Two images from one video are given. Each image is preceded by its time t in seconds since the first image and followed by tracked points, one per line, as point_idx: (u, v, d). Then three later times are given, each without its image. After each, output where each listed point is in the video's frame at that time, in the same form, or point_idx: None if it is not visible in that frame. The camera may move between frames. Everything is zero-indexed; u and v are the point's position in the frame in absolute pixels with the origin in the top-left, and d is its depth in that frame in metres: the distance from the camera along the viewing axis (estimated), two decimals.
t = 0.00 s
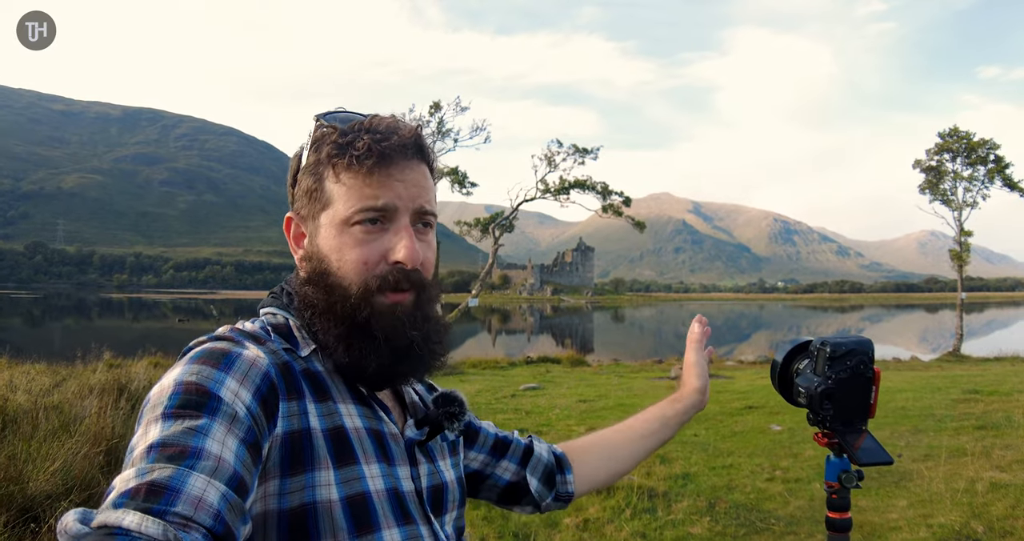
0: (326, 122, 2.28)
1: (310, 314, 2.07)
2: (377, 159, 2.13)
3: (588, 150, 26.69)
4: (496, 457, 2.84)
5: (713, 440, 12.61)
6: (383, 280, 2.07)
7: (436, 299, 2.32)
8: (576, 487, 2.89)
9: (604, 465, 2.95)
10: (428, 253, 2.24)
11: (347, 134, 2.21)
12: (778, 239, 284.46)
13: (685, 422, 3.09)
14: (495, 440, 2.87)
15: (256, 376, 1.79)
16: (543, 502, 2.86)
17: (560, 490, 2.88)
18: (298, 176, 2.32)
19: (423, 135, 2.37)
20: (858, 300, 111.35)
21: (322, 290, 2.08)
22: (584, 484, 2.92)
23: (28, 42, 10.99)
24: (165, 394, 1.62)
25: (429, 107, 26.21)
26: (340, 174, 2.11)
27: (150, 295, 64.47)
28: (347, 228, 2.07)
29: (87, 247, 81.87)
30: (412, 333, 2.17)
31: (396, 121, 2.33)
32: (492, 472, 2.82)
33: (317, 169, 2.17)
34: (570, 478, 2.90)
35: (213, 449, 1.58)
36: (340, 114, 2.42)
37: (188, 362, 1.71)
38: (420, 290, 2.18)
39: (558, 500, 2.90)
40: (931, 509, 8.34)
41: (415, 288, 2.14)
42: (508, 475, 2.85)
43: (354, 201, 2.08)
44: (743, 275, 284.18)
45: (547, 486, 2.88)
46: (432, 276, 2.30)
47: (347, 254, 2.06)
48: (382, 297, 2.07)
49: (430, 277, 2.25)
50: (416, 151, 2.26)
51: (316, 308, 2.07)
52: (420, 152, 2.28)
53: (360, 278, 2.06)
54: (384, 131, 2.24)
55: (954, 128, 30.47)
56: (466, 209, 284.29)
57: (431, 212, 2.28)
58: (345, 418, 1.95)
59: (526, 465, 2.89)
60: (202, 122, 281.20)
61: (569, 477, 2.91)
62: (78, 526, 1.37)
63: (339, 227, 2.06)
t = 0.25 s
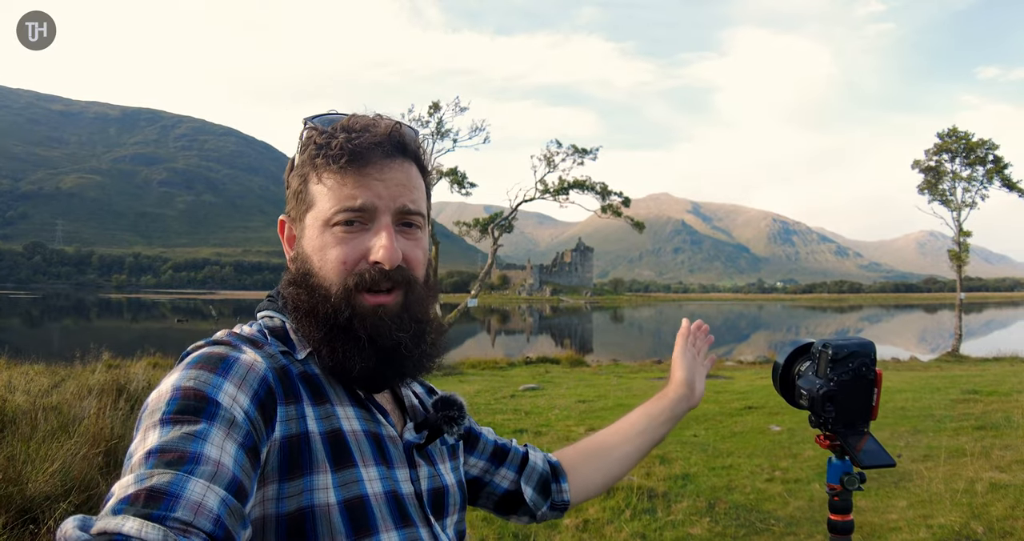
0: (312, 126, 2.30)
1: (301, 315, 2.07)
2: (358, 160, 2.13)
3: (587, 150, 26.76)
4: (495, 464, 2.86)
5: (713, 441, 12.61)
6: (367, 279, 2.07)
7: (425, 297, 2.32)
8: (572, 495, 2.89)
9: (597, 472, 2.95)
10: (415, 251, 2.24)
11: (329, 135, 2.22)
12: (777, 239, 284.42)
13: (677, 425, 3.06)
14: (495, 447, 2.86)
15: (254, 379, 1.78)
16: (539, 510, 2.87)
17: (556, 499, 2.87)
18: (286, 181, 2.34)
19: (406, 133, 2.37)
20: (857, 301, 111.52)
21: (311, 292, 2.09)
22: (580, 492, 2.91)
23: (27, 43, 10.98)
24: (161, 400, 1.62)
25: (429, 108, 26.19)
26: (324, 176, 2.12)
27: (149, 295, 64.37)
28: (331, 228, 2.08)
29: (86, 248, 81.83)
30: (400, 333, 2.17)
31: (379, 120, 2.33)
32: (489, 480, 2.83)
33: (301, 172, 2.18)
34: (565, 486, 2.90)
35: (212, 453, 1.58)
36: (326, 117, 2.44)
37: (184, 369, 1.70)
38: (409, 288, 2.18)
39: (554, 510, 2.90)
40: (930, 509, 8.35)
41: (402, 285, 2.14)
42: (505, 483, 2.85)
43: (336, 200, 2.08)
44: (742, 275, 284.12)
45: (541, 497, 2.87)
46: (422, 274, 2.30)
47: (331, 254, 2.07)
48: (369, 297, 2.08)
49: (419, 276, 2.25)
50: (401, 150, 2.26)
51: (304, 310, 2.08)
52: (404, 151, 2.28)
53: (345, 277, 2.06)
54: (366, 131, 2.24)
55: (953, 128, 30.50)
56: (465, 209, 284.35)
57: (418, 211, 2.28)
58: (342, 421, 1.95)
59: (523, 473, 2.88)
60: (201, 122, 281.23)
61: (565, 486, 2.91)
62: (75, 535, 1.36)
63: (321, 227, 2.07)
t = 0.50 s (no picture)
0: (310, 129, 2.30)
1: (305, 315, 2.09)
2: (356, 158, 2.14)
3: (587, 151, 26.78)
4: (496, 467, 2.85)
5: (713, 441, 12.62)
6: (369, 278, 2.08)
7: (426, 298, 2.34)
8: (571, 498, 2.90)
9: (599, 474, 2.95)
10: (417, 250, 2.25)
11: (327, 137, 2.22)
12: (776, 239, 284.40)
13: (676, 430, 3.07)
14: (496, 449, 2.87)
15: (258, 383, 1.78)
16: (536, 512, 2.87)
17: (553, 502, 2.89)
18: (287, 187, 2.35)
19: (405, 132, 2.37)
20: (856, 301, 111.72)
21: (313, 293, 2.10)
22: (578, 496, 2.92)
23: (26, 43, 10.98)
24: (167, 403, 1.63)
25: (429, 108, 26.19)
26: (324, 177, 2.13)
27: (148, 295, 64.34)
28: (331, 227, 2.08)
29: (85, 248, 81.82)
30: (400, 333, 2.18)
31: (377, 122, 2.33)
32: (491, 481, 2.83)
33: (301, 174, 2.19)
34: (563, 491, 2.91)
35: (217, 455, 1.58)
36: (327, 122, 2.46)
37: (189, 371, 1.71)
38: (411, 286, 2.18)
39: (552, 514, 2.91)
40: (930, 510, 8.36)
41: (404, 284, 2.15)
42: (507, 485, 2.85)
43: (338, 199, 2.09)
44: (741, 276, 284.09)
45: (539, 499, 2.88)
46: (424, 274, 2.30)
47: (334, 253, 2.08)
48: (369, 297, 2.08)
49: (420, 275, 2.25)
50: (399, 150, 2.26)
51: (308, 309, 2.10)
52: (403, 150, 2.27)
53: (346, 277, 2.06)
54: (365, 133, 2.23)
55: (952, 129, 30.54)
56: (464, 209, 284.42)
57: (419, 211, 2.28)
58: (347, 422, 1.95)
59: (522, 476, 2.88)
60: (201, 122, 281.31)
61: (563, 489, 2.92)
62: (81, 535, 1.37)
63: (322, 230, 2.08)
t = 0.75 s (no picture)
0: (311, 131, 2.30)
1: (304, 317, 2.09)
2: (356, 162, 2.14)
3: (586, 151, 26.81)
4: (494, 470, 2.85)
5: (712, 442, 12.62)
6: (366, 279, 2.09)
7: (425, 301, 2.35)
8: (566, 503, 2.91)
9: (597, 477, 2.95)
10: (415, 252, 2.26)
11: (326, 141, 2.22)
12: (775, 240, 284.42)
13: (671, 435, 3.08)
14: (493, 454, 2.87)
15: (258, 386, 1.79)
16: (531, 518, 2.87)
17: (548, 507, 2.89)
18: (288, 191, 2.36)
19: (404, 137, 2.37)
20: (855, 301, 111.76)
21: (312, 295, 2.11)
22: (574, 500, 2.92)
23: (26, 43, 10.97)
24: (168, 405, 1.63)
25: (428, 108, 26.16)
26: (323, 179, 2.14)
27: (147, 295, 64.28)
28: (330, 230, 2.09)
29: (84, 248, 81.75)
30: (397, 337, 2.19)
31: (378, 126, 2.33)
32: (488, 485, 2.83)
33: (301, 176, 2.20)
34: (559, 495, 2.90)
35: (217, 456, 1.59)
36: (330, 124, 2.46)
37: (189, 375, 1.72)
38: (410, 290, 2.19)
39: (548, 517, 2.91)
40: (929, 510, 8.37)
41: (404, 285, 2.16)
42: (504, 489, 2.85)
43: (337, 203, 2.10)
44: (740, 276, 284.11)
45: (535, 504, 2.88)
46: (423, 277, 2.31)
47: (332, 256, 2.09)
48: (367, 296, 2.10)
49: (419, 277, 2.26)
50: (397, 154, 2.26)
51: (306, 313, 2.10)
52: (401, 152, 2.28)
53: (345, 278, 2.07)
54: (365, 137, 2.23)
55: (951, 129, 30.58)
56: (463, 209, 284.43)
57: (417, 214, 2.29)
58: (346, 426, 1.96)
59: (518, 479, 2.89)
60: (199, 122, 281.25)
61: (558, 495, 2.92)
62: (83, 536, 1.38)
63: (320, 231, 2.09)
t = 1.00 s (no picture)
0: (319, 132, 2.21)
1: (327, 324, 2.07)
2: (388, 166, 2.12)
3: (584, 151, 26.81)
4: (492, 474, 2.84)
5: (710, 441, 12.62)
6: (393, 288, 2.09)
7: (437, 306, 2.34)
8: (563, 509, 2.90)
9: (599, 481, 2.94)
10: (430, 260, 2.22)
11: (349, 142, 2.14)
12: (774, 239, 284.39)
13: (674, 439, 3.07)
14: (492, 457, 2.85)
15: (251, 393, 1.77)
16: (530, 522, 2.88)
17: (548, 512, 2.88)
18: (289, 193, 2.21)
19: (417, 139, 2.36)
20: (854, 300, 111.85)
21: (339, 301, 2.06)
22: (573, 506, 2.91)
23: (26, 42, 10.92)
24: (158, 415, 1.63)
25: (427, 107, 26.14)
26: (350, 183, 2.08)
27: (146, 295, 64.22)
28: (361, 236, 2.05)
29: (82, 247, 81.68)
30: (414, 341, 2.20)
31: (394, 129, 2.30)
32: (486, 491, 2.83)
33: (318, 178, 2.08)
34: (558, 501, 2.90)
35: (208, 466, 1.58)
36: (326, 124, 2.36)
37: (181, 384, 1.70)
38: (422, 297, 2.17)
39: (546, 523, 2.90)
40: (929, 510, 8.37)
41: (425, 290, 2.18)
42: (502, 494, 2.84)
43: (370, 210, 2.06)
44: (739, 275, 284.11)
45: (533, 509, 2.88)
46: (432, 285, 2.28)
47: (365, 263, 2.05)
48: (396, 300, 2.11)
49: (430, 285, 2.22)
50: (419, 160, 2.26)
51: (335, 319, 2.08)
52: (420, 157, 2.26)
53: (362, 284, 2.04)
54: (390, 141, 2.19)
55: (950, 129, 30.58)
56: (462, 209, 284.43)
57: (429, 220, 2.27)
58: (342, 432, 1.94)
59: (517, 484, 2.87)
60: (198, 122, 281.11)
61: (558, 500, 2.91)
62: None
63: (354, 238, 2.05)
